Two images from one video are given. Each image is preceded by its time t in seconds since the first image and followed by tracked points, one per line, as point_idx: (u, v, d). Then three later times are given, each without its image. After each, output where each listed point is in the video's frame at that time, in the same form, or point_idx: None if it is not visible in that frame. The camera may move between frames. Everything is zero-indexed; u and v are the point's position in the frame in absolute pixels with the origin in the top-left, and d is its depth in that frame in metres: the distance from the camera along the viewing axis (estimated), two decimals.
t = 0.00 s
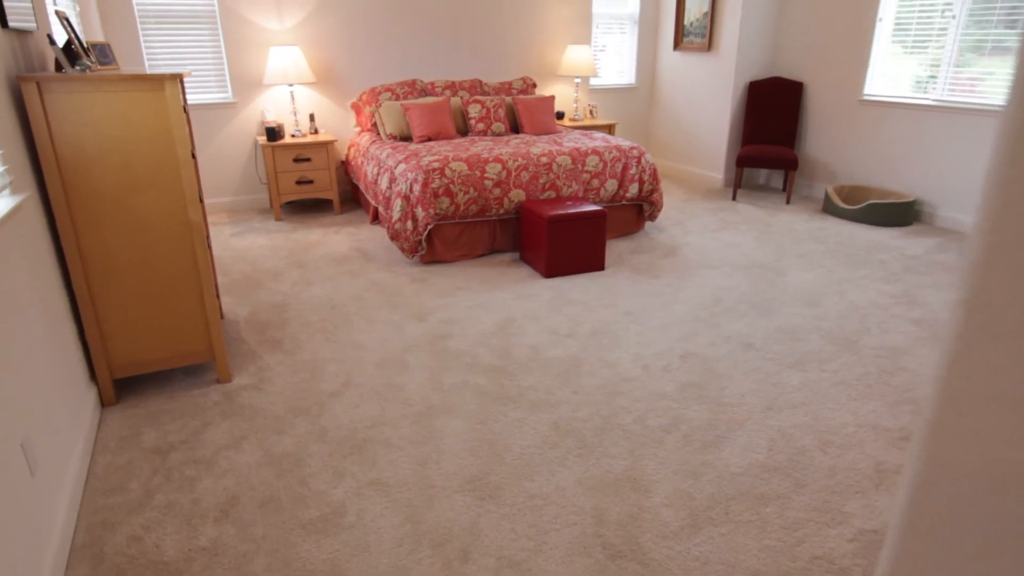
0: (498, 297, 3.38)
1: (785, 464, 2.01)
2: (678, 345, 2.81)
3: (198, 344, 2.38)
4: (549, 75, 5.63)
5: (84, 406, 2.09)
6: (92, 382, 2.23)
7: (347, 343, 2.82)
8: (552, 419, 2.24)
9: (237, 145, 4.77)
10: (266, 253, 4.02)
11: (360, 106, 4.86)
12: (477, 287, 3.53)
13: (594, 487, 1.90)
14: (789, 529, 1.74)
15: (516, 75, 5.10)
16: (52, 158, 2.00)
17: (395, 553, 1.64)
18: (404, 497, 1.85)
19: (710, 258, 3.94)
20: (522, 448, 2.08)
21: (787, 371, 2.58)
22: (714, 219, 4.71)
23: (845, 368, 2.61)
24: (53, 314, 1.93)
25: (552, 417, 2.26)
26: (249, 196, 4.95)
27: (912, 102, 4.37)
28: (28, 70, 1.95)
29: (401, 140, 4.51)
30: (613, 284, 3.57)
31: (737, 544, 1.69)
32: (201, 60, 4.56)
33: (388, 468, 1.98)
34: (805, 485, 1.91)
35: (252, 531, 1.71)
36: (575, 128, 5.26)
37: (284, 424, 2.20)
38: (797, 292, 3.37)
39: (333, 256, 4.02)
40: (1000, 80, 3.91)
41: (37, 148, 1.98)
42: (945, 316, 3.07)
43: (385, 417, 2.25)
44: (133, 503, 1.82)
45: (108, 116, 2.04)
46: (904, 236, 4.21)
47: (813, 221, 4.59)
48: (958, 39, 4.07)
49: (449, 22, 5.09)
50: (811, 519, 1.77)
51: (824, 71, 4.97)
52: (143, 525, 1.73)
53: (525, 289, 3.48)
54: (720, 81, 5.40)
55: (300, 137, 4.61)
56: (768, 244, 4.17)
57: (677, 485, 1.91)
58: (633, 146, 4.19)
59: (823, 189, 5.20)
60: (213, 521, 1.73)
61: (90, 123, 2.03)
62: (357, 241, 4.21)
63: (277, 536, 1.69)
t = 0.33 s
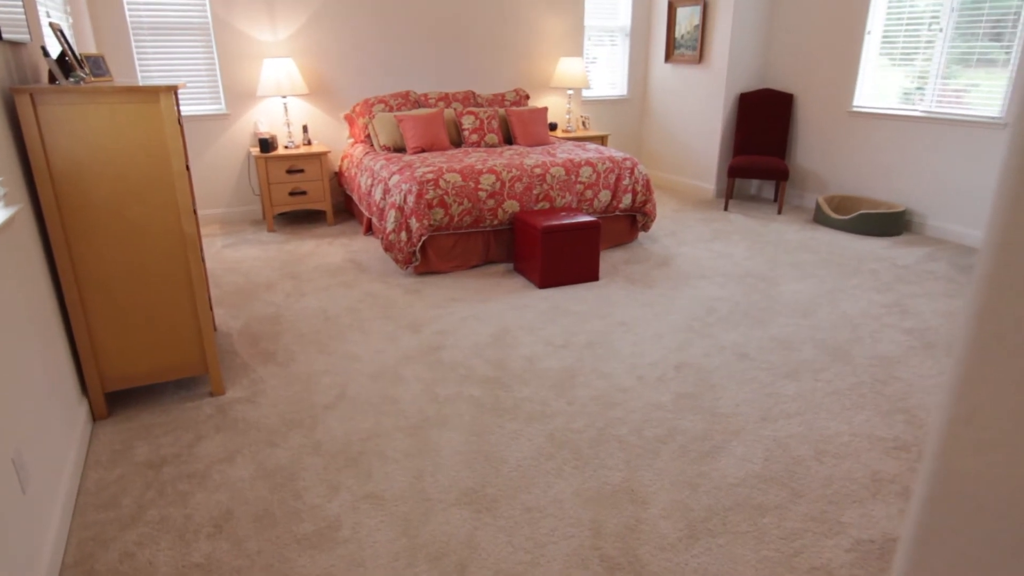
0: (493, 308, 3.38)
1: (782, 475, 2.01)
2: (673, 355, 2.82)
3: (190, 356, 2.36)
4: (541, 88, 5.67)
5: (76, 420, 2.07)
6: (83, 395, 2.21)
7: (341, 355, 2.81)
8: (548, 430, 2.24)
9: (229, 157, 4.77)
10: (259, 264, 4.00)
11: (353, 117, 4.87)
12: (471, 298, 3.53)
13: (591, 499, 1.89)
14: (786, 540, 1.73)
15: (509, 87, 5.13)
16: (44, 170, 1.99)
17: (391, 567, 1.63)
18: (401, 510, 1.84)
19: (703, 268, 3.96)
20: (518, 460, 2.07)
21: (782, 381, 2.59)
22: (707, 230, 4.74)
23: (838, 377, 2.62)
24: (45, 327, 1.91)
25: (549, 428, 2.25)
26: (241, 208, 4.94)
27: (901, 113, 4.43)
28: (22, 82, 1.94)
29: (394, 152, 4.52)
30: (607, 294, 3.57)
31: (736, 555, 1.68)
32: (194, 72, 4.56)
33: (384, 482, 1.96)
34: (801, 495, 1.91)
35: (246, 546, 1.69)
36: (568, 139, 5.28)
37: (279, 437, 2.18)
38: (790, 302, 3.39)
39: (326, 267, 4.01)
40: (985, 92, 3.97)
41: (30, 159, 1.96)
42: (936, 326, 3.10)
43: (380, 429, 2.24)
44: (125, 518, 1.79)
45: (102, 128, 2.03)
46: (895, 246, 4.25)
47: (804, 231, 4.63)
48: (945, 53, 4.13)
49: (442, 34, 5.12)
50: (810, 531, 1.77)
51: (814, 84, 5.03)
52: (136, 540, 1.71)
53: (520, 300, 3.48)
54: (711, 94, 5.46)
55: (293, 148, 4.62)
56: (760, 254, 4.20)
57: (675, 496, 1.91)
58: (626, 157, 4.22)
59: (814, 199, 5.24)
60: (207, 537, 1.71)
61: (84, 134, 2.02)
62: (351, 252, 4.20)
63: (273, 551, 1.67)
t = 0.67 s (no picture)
0: (488, 319, 3.37)
1: (779, 485, 2.01)
2: (669, 366, 2.82)
3: (183, 368, 2.34)
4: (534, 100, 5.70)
5: (67, 434, 2.04)
6: (74, 409, 2.18)
7: (335, 366, 2.79)
8: (545, 441, 2.23)
9: (222, 167, 4.76)
10: (252, 275, 3.98)
11: (347, 127, 4.87)
12: (466, 308, 3.52)
13: (588, 510, 1.88)
14: (785, 550, 1.73)
15: (502, 98, 5.16)
16: (37, 181, 1.97)
17: None
18: (397, 523, 1.82)
19: (697, 278, 3.97)
20: (515, 471, 2.06)
21: (777, 391, 2.59)
22: (700, 240, 4.76)
23: (834, 387, 2.62)
24: (36, 339, 1.89)
25: (545, 439, 2.24)
26: (234, 218, 4.92)
27: (890, 124, 4.48)
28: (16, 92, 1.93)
29: (388, 163, 4.53)
30: (602, 303, 3.58)
31: (734, 566, 1.68)
32: (187, 83, 4.56)
33: (380, 494, 1.94)
34: (799, 505, 1.91)
35: (240, 561, 1.67)
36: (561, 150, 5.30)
37: (273, 450, 2.16)
38: (784, 312, 3.41)
39: (320, 277, 4.00)
40: (971, 104, 4.03)
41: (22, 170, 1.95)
42: (929, 335, 3.11)
43: (375, 441, 2.22)
44: (117, 534, 1.77)
45: (96, 139, 2.02)
46: (887, 255, 4.28)
47: (796, 241, 4.66)
48: (932, 64, 4.19)
49: (436, 46, 5.15)
50: (808, 541, 1.77)
51: (804, 96, 5.09)
52: (128, 556, 1.69)
53: (514, 310, 3.48)
54: (702, 105, 5.51)
55: (287, 159, 4.61)
56: (753, 264, 4.22)
57: (672, 507, 1.90)
58: (619, 168, 4.24)
59: (805, 209, 5.28)
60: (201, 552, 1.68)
61: (78, 146, 2.01)
62: (344, 263, 4.19)
63: (267, 566, 1.65)
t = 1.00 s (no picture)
0: (483, 329, 3.36)
1: (776, 494, 2.01)
2: (664, 376, 2.82)
3: (176, 381, 2.32)
4: (528, 111, 5.74)
5: (59, 447, 2.02)
6: (66, 421, 2.16)
7: (330, 377, 2.78)
8: (542, 452, 2.22)
9: (216, 178, 4.75)
10: (246, 286, 3.97)
11: (341, 138, 4.88)
12: (461, 318, 3.51)
13: (586, 522, 1.87)
14: (783, 560, 1.73)
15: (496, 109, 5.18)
16: (30, 192, 1.96)
17: None
18: (394, 536, 1.80)
19: (691, 288, 3.98)
20: (512, 483, 2.05)
21: (773, 401, 2.60)
22: (694, 250, 4.78)
23: (829, 396, 2.63)
24: (28, 352, 1.87)
25: (542, 450, 2.24)
26: (228, 229, 4.91)
27: (881, 135, 4.53)
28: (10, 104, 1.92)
29: (382, 173, 4.53)
30: (597, 313, 3.58)
31: None
32: (181, 94, 4.56)
33: (376, 507, 1.93)
34: (796, 514, 1.91)
35: None
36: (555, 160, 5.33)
37: (268, 463, 2.14)
38: (778, 322, 3.42)
39: (314, 288, 3.99)
40: (959, 115, 4.08)
41: (16, 181, 1.94)
42: (923, 344, 3.13)
43: (371, 453, 2.21)
44: (109, 548, 1.75)
45: (91, 150, 2.01)
46: (879, 265, 4.31)
47: (789, 251, 4.68)
48: (921, 76, 4.25)
49: (430, 58, 5.17)
50: (807, 551, 1.76)
51: (795, 108, 5.14)
52: (121, 572, 1.66)
53: (510, 320, 3.47)
54: (694, 116, 5.55)
55: (281, 170, 4.61)
56: (746, 273, 4.23)
57: (670, 518, 1.89)
58: (613, 178, 4.25)
59: (797, 219, 5.32)
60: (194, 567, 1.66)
61: (72, 157, 2.00)
62: (339, 273, 4.18)
63: None
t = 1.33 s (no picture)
0: (479, 339, 3.36)
1: (774, 504, 2.00)
2: (661, 385, 2.82)
3: (171, 392, 2.31)
4: (522, 121, 5.76)
5: (52, 460, 1.99)
6: (59, 434, 2.14)
7: (326, 388, 2.76)
8: (540, 463, 2.21)
9: (210, 187, 4.73)
10: (240, 296, 3.95)
11: (336, 148, 4.88)
12: (456, 328, 3.50)
13: (585, 533, 1.86)
14: (782, 571, 1.72)
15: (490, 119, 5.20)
16: (25, 202, 1.95)
17: None
18: (392, 549, 1.79)
19: (686, 297, 3.99)
20: (510, 494, 2.04)
21: (769, 410, 2.60)
22: (688, 259, 4.80)
23: (825, 405, 2.64)
24: (22, 364, 1.85)
25: (540, 460, 2.23)
26: (222, 239, 4.89)
27: (872, 145, 4.57)
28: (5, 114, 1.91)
29: (378, 183, 4.53)
30: (593, 323, 3.58)
31: None
32: (176, 104, 4.55)
33: (373, 519, 1.91)
34: (795, 525, 1.90)
35: None
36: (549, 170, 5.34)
37: (263, 475, 2.12)
38: (773, 331, 3.43)
39: (308, 298, 3.97)
40: (949, 125, 4.13)
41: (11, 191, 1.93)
42: (917, 352, 3.14)
43: (368, 464, 2.20)
44: (103, 563, 1.72)
45: (86, 160, 2.00)
46: (873, 274, 4.33)
47: (783, 260, 4.70)
48: (911, 87, 4.30)
49: (425, 68, 5.20)
50: (806, 561, 1.76)
51: (788, 119, 5.18)
52: None
53: (506, 330, 3.47)
54: (688, 126, 5.58)
55: (275, 180, 4.60)
56: (740, 283, 4.25)
57: (669, 528, 1.89)
58: (608, 189, 4.27)
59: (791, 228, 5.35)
60: None
61: (67, 168, 1.99)
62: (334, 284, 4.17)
63: None
